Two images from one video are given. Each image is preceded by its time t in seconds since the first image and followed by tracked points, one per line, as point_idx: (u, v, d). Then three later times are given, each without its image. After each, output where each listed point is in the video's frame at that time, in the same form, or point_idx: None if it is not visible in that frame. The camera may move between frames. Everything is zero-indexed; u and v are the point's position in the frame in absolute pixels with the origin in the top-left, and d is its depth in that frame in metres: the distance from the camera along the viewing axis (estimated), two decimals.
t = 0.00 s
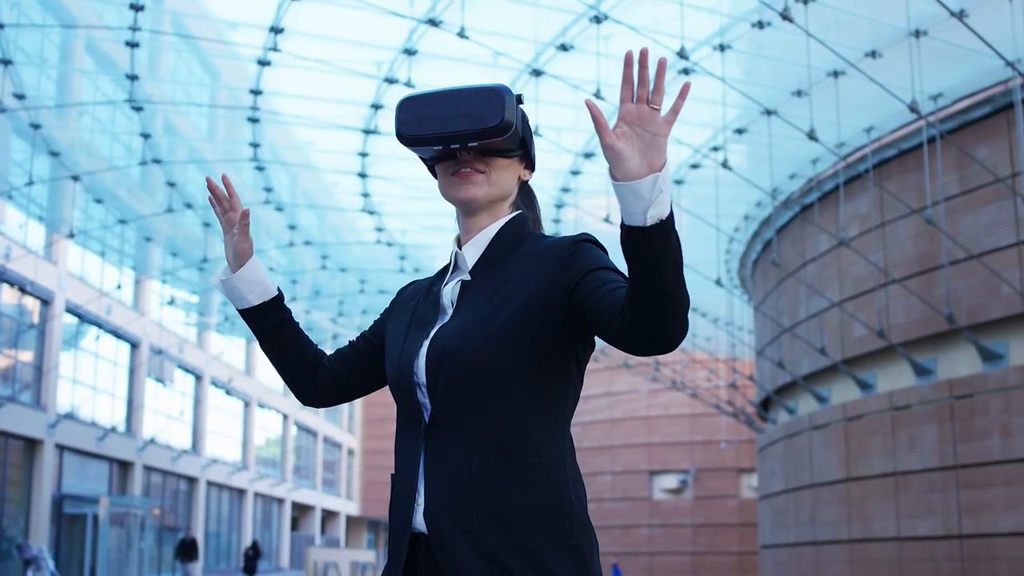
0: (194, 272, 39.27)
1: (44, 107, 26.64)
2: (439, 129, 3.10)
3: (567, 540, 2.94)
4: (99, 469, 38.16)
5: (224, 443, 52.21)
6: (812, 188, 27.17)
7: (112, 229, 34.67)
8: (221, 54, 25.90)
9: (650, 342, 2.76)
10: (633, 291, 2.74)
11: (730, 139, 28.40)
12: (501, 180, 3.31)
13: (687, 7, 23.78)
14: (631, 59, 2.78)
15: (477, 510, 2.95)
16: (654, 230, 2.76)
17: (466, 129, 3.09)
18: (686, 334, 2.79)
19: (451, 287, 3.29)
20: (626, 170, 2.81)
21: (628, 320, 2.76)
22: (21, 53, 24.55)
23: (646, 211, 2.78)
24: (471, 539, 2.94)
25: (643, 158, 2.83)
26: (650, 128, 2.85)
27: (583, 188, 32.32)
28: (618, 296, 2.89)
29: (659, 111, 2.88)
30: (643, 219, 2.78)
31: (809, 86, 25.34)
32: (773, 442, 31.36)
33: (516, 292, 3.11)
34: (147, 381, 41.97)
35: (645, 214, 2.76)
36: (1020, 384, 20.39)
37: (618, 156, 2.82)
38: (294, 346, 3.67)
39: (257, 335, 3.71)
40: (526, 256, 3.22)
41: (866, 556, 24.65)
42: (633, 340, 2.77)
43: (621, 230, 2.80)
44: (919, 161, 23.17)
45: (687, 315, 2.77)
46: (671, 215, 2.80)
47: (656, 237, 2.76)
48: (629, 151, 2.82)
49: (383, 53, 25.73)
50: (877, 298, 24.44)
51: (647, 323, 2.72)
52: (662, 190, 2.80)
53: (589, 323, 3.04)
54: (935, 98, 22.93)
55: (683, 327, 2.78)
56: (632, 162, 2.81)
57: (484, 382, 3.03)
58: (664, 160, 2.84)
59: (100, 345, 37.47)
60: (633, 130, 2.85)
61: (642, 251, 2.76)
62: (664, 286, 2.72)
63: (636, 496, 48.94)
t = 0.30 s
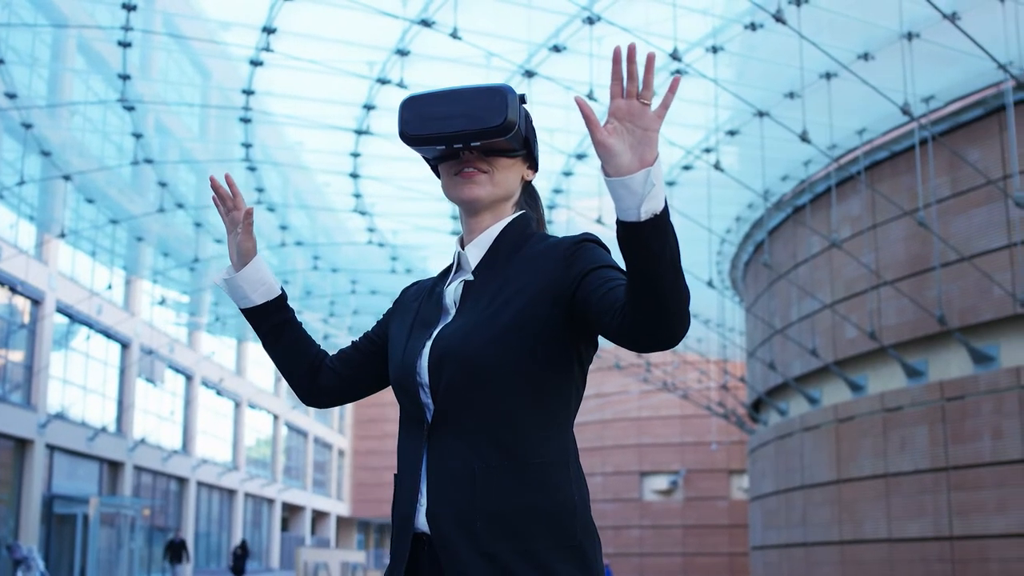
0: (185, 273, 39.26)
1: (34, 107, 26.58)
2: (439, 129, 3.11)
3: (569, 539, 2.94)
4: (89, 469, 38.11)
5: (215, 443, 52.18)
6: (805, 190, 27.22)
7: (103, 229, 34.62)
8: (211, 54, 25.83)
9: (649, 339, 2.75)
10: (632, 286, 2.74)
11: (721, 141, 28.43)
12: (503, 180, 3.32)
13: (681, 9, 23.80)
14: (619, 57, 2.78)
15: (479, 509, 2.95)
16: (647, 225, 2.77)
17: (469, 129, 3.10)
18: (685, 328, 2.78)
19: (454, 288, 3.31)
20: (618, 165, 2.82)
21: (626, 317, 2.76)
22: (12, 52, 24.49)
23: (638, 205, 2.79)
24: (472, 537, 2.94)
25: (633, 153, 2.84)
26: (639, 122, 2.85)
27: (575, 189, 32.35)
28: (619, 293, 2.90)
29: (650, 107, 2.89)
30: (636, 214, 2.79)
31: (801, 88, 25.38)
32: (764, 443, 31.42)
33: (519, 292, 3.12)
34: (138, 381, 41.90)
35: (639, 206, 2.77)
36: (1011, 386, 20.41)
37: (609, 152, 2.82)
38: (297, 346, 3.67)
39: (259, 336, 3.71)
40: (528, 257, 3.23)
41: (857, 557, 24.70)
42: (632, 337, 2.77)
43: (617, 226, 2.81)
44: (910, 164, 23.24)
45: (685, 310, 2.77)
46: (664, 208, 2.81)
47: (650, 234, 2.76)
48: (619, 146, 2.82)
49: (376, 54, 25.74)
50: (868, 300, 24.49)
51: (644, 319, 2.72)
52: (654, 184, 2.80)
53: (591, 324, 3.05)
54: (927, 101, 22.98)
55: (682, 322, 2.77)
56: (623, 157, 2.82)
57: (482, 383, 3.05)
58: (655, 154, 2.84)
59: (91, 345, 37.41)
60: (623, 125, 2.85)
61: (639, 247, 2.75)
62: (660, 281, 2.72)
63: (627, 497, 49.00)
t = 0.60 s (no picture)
0: (170, 271, 39.22)
1: (18, 105, 26.51)
2: (440, 126, 3.11)
3: (568, 537, 2.96)
4: (73, 468, 38.01)
5: (199, 442, 52.12)
6: (790, 189, 27.28)
7: (87, 228, 34.55)
8: (195, 52, 25.78)
9: (647, 329, 2.74)
10: (627, 280, 2.74)
11: (708, 140, 28.46)
12: (503, 177, 3.31)
13: (668, 8, 23.84)
14: (588, 45, 2.75)
15: (479, 508, 2.96)
16: (631, 213, 2.74)
17: (471, 126, 3.09)
18: (681, 318, 2.77)
19: (454, 286, 3.32)
20: (596, 157, 2.79)
21: (625, 309, 2.75)
22: None
23: (620, 195, 2.76)
24: (473, 536, 2.95)
25: (613, 141, 2.80)
26: (617, 111, 2.81)
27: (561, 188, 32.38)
28: (619, 288, 2.91)
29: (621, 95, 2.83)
30: (619, 203, 2.76)
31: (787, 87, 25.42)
32: (749, 441, 31.49)
33: (517, 291, 3.13)
34: (122, 380, 41.82)
35: (622, 196, 2.74)
36: (995, 385, 20.48)
37: (586, 144, 2.79)
38: (295, 343, 3.65)
39: (257, 334, 3.69)
40: (527, 254, 3.24)
41: (842, 556, 24.77)
42: (629, 328, 2.76)
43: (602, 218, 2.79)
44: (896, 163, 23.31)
45: (682, 301, 2.75)
46: (647, 197, 2.78)
47: (635, 224, 2.73)
48: (595, 140, 2.79)
49: (362, 52, 25.73)
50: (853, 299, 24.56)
51: (640, 312, 2.71)
52: (635, 171, 2.77)
53: (592, 319, 3.06)
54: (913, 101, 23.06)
55: (678, 316, 2.75)
56: (601, 148, 2.79)
57: (482, 381, 3.05)
58: (633, 143, 2.81)
59: (75, 344, 37.30)
60: (598, 117, 2.81)
61: (632, 237, 2.73)
62: (652, 272, 2.70)
63: (611, 496, 49.09)
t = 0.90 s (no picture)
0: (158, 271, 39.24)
1: (3, 104, 26.44)
2: (439, 124, 3.09)
3: (573, 535, 2.95)
4: (61, 468, 37.93)
5: (187, 442, 52.06)
6: (778, 188, 27.35)
7: (75, 228, 34.50)
8: (182, 51, 25.72)
9: (650, 319, 2.75)
10: (630, 269, 2.76)
11: (696, 139, 28.50)
12: (504, 175, 3.30)
13: (656, 7, 23.88)
14: (557, 40, 2.79)
15: (484, 507, 2.95)
16: (619, 198, 2.76)
17: (470, 124, 3.07)
18: (686, 305, 2.78)
19: (456, 283, 3.31)
20: (579, 148, 2.82)
21: (628, 300, 2.77)
22: None
23: (606, 182, 2.79)
24: (479, 535, 2.93)
25: (591, 131, 2.83)
26: (593, 99, 2.85)
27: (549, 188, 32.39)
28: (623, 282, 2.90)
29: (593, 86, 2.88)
30: (606, 189, 2.78)
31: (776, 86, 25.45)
32: (738, 440, 31.57)
33: (520, 288, 3.12)
34: (111, 380, 41.74)
35: (609, 182, 2.76)
36: (984, 383, 20.51)
37: (567, 136, 2.83)
38: (292, 343, 3.61)
39: (252, 333, 3.66)
40: (530, 250, 3.23)
41: (832, 555, 24.81)
42: (634, 318, 2.77)
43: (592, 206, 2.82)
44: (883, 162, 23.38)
45: (685, 289, 2.77)
46: (635, 179, 2.80)
47: (628, 213, 2.75)
48: (575, 130, 2.82)
49: (349, 52, 25.73)
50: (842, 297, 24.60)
51: (642, 300, 2.74)
52: (618, 158, 2.80)
53: (595, 314, 3.05)
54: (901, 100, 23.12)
55: (681, 304, 2.77)
56: (582, 137, 2.82)
57: (487, 379, 3.04)
58: (612, 130, 2.84)
59: (63, 344, 37.16)
60: (573, 108, 2.85)
61: (628, 229, 2.74)
62: (650, 256, 2.72)
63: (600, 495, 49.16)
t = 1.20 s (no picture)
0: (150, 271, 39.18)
1: None
2: (448, 125, 3.11)
3: (583, 537, 3.02)
4: (53, 469, 37.84)
5: (178, 443, 51.99)
6: (772, 191, 27.41)
7: (68, 228, 34.43)
8: (176, 51, 25.63)
9: (668, 313, 2.84)
10: (646, 271, 2.83)
11: (691, 142, 28.52)
12: (511, 177, 3.32)
13: (652, 9, 23.87)
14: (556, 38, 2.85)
15: (496, 508, 3.01)
16: (627, 189, 2.84)
17: (480, 125, 3.10)
18: (706, 296, 2.86)
19: (465, 284, 3.34)
20: (583, 143, 2.89)
21: (647, 298, 2.84)
22: None
23: (614, 174, 2.87)
24: (490, 536, 3.00)
25: (594, 124, 2.91)
26: (592, 94, 2.92)
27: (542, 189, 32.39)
28: (636, 281, 2.95)
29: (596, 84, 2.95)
30: (613, 182, 2.86)
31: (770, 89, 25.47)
32: (730, 444, 31.60)
33: (530, 289, 3.17)
34: (102, 380, 41.65)
35: (616, 174, 2.85)
36: (977, 387, 20.52)
37: (570, 133, 2.89)
38: (291, 344, 3.63)
39: (252, 334, 3.68)
40: (540, 252, 3.27)
41: (824, 558, 24.83)
42: (655, 315, 2.84)
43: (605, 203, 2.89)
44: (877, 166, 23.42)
45: (702, 282, 2.84)
46: (641, 171, 2.89)
47: (638, 207, 2.84)
48: (578, 127, 2.89)
49: (345, 53, 25.77)
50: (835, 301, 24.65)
51: (659, 297, 2.81)
52: (620, 149, 2.88)
53: (608, 314, 3.10)
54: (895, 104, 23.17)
55: (698, 297, 2.85)
56: (585, 135, 2.89)
57: (499, 381, 3.09)
58: (612, 123, 2.92)
59: (55, 345, 37.05)
60: (576, 106, 2.92)
61: (642, 226, 2.83)
62: (663, 249, 2.80)
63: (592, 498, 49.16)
